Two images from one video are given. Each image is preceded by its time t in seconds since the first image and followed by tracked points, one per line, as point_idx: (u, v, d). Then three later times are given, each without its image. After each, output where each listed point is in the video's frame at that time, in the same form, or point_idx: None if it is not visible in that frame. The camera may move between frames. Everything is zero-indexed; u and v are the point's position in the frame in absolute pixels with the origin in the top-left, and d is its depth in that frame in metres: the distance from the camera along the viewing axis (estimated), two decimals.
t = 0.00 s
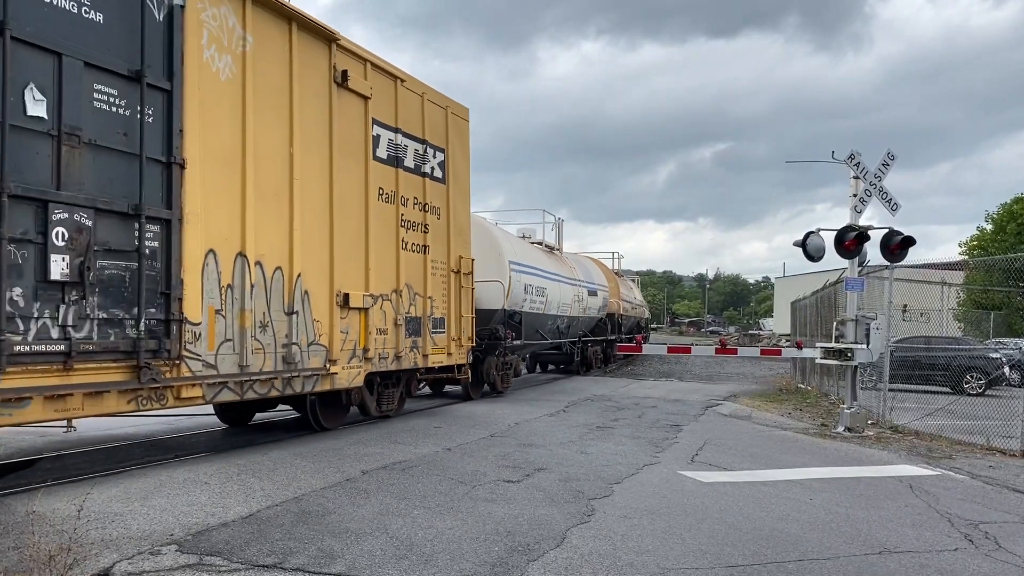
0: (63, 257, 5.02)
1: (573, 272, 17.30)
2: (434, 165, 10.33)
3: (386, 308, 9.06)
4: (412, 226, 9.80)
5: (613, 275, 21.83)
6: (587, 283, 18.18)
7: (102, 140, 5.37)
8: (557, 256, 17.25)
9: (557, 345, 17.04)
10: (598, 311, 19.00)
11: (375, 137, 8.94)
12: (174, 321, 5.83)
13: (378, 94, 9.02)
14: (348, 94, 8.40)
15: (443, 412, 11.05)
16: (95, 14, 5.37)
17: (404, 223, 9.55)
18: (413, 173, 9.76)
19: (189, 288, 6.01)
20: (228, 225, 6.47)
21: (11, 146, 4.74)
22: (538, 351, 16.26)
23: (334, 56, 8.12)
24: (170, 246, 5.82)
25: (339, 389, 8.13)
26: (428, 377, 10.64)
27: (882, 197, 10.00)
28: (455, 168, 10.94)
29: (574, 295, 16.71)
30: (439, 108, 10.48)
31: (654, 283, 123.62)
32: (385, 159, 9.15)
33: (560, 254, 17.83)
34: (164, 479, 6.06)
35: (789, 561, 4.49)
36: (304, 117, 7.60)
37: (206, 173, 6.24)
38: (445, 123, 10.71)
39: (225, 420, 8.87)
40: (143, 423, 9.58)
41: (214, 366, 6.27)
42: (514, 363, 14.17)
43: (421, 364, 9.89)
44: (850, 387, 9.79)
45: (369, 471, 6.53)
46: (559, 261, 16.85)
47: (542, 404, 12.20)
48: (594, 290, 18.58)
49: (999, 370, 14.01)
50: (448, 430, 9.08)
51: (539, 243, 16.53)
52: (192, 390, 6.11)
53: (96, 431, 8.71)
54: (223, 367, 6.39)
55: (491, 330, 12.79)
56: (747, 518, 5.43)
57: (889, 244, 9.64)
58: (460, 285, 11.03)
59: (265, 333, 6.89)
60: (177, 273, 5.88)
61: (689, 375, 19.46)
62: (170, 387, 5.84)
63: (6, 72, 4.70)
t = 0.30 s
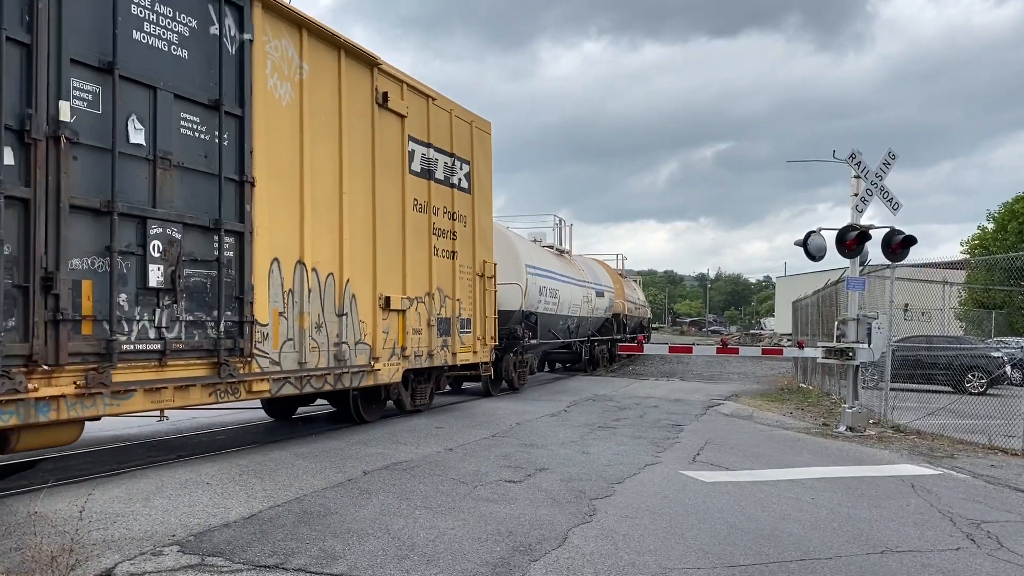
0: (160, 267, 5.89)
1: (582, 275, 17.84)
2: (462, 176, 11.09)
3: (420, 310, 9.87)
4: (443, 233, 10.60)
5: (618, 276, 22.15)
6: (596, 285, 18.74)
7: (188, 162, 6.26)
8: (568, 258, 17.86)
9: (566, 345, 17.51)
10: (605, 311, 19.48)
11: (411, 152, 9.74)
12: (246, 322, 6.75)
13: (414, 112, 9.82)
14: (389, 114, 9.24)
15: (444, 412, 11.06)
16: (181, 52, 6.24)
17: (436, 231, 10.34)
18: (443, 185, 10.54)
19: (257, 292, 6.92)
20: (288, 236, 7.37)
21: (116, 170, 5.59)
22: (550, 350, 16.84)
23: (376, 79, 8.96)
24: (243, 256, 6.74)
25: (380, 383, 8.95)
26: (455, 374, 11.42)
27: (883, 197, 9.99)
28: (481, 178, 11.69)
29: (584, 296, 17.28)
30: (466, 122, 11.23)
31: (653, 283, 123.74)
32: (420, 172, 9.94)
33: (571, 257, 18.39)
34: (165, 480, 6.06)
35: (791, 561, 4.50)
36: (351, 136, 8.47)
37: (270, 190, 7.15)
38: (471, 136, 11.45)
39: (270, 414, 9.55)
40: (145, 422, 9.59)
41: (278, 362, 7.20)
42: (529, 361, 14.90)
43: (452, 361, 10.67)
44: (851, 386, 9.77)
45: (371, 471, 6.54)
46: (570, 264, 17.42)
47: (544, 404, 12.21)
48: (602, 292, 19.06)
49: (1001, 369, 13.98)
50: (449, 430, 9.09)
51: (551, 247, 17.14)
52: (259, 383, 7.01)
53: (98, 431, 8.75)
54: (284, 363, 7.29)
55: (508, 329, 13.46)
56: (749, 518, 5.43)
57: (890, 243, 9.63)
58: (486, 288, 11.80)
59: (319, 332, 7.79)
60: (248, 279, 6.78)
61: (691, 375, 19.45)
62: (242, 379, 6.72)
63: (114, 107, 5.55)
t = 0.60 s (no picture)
0: (235, 274, 6.63)
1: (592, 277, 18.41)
2: (485, 186, 11.83)
3: (451, 311, 10.61)
4: (470, 239, 11.33)
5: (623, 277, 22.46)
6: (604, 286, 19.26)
7: (257, 180, 7.01)
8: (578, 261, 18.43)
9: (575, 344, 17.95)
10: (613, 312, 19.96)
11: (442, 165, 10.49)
12: (306, 323, 7.48)
13: (443, 127, 10.57)
14: (423, 130, 10.00)
15: (447, 412, 11.07)
16: (250, 80, 6.99)
17: (464, 237, 11.07)
18: (470, 194, 11.29)
19: (315, 295, 7.67)
20: (340, 244, 8.10)
21: (201, 188, 6.32)
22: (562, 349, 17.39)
23: (412, 98, 9.73)
24: (303, 263, 7.49)
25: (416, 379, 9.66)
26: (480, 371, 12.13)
27: (885, 195, 9.97)
28: (501, 187, 12.42)
29: (593, 298, 17.84)
30: (489, 135, 11.98)
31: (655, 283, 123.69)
32: (450, 183, 10.69)
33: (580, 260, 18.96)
34: (168, 481, 6.06)
35: (794, 560, 4.49)
36: (392, 151, 9.23)
37: (324, 203, 7.89)
38: (493, 148, 12.19)
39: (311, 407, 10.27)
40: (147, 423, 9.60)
41: (331, 360, 7.93)
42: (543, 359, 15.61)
43: (477, 359, 11.38)
44: (854, 385, 9.75)
45: (373, 471, 6.54)
46: (580, 266, 17.99)
47: (546, 403, 12.22)
48: (609, 293, 19.56)
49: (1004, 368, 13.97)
50: (451, 430, 9.09)
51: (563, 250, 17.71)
52: (315, 378, 7.74)
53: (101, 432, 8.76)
54: (336, 359, 8.03)
55: (527, 329, 14.12)
56: (751, 517, 5.43)
57: (893, 242, 9.61)
58: (507, 290, 12.52)
59: (366, 332, 8.53)
60: (307, 284, 7.52)
61: (693, 374, 19.45)
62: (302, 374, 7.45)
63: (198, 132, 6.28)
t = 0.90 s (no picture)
0: (298, 279, 7.45)
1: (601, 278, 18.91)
2: (506, 194, 12.61)
3: (477, 312, 11.39)
4: (493, 244, 12.12)
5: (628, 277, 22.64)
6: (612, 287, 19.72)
7: (314, 195, 7.83)
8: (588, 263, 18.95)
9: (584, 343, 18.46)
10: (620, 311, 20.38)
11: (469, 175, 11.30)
12: (355, 323, 8.29)
13: (470, 139, 11.37)
14: (453, 143, 10.82)
15: (450, 411, 11.06)
16: (308, 104, 7.81)
17: (488, 242, 11.85)
18: (493, 202, 12.08)
19: (361, 298, 8.46)
20: (382, 251, 8.91)
21: (269, 204, 7.16)
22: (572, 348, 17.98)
23: (443, 115, 10.54)
24: (352, 269, 8.30)
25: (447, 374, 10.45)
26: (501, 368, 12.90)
27: (888, 194, 9.95)
28: (520, 195, 13.19)
29: (602, 298, 18.36)
30: (509, 146, 12.77)
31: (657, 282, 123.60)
32: (475, 192, 11.49)
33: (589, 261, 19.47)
34: (171, 481, 6.06)
35: (798, 559, 4.48)
36: (426, 164, 10.04)
37: (369, 213, 8.71)
38: (513, 158, 13.02)
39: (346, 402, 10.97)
40: (150, 423, 9.61)
41: (376, 356, 8.72)
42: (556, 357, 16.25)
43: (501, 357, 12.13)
44: (857, 384, 9.72)
45: (376, 471, 6.54)
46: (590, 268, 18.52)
47: (549, 403, 12.23)
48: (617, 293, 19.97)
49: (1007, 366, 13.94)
50: (454, 429, 9.08)
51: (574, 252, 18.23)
52: (363, 373, 8.54)
53: (104, 432, 8.77)
54: (379, 356, 8.81)
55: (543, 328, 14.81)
56: (755, 516, 5.42)
57: (895, 241, 9.60)
58: (527, 292, 13.28)
59: (405, 331, 9.34)
60: (356, 287, 8.34)
61: (695, 373, 19.44)
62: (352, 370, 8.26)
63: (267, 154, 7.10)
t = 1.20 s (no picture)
0: (349, 284, 8.17)
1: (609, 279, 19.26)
2: (526, 201, 13.27)
3: (501, 313, 12.05)
4: (514, 249, 12.77)
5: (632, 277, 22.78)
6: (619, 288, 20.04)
7: (361, 206, 8.54)
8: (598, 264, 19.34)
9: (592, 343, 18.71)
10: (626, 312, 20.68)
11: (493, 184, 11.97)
12: (396, 324, 8.97)
13: (494, 150, 12.03)
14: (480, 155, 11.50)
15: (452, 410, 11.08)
16: (355, 123, 8.52)
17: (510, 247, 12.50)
18: (514, 209, 12.75)
19: (402, 300, 9.15)
20: (418, 256, 9.61)
21: (325, 216, 7.88)
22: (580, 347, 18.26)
23: (471, 128, 11.22)
24: (394, 274, 9.00)
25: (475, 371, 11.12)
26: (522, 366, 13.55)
27: (891, 192, 9.93)
28: (539, 201, 13.83)
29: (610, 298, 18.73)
30: (529, 155, 13.44)
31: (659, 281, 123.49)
32: (499, 200, 12.16)
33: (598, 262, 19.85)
34: (174, 481, 6.07)
35: (802, 558, 4.47)
36: (456, 174, 10.72)
37: (408, 221, 9.40)
38: (532, 166, 13.70)
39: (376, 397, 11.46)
40: (153, 422, 9.62)
41: (414, 354, 9.41)
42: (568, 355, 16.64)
43: (523, 354, 12.78)
44: (860, 382, 9.70)
45: (379, 471, 6.53)
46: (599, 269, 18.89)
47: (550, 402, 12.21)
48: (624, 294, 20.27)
49: (1011, 364, 13.89)
50: (457, 429, 9.09)
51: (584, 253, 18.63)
52: (403, 370, 9.23)
53: (107, 432, 8.79)
54: (417, 354, 9.49)
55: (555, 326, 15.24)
56: (758, 515, 5.40)
57: (899, 239, 9.57)
58: (545, 293, 13.94)
59: (439, 331, 10.02)
60: (398, 290, 9.04)
61: (698, 373, 19.47)
62: (394, 366, 8.94)
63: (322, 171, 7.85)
